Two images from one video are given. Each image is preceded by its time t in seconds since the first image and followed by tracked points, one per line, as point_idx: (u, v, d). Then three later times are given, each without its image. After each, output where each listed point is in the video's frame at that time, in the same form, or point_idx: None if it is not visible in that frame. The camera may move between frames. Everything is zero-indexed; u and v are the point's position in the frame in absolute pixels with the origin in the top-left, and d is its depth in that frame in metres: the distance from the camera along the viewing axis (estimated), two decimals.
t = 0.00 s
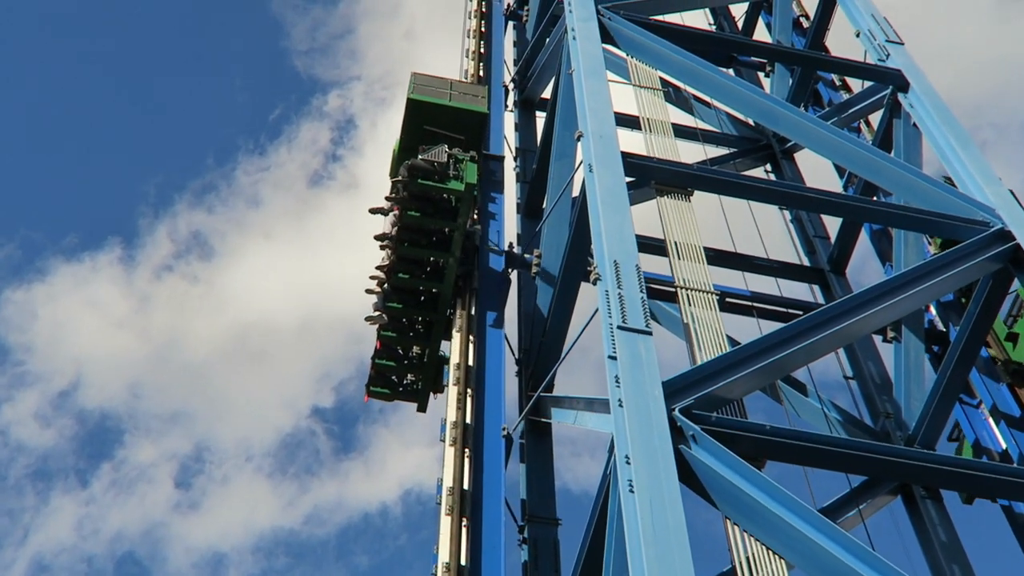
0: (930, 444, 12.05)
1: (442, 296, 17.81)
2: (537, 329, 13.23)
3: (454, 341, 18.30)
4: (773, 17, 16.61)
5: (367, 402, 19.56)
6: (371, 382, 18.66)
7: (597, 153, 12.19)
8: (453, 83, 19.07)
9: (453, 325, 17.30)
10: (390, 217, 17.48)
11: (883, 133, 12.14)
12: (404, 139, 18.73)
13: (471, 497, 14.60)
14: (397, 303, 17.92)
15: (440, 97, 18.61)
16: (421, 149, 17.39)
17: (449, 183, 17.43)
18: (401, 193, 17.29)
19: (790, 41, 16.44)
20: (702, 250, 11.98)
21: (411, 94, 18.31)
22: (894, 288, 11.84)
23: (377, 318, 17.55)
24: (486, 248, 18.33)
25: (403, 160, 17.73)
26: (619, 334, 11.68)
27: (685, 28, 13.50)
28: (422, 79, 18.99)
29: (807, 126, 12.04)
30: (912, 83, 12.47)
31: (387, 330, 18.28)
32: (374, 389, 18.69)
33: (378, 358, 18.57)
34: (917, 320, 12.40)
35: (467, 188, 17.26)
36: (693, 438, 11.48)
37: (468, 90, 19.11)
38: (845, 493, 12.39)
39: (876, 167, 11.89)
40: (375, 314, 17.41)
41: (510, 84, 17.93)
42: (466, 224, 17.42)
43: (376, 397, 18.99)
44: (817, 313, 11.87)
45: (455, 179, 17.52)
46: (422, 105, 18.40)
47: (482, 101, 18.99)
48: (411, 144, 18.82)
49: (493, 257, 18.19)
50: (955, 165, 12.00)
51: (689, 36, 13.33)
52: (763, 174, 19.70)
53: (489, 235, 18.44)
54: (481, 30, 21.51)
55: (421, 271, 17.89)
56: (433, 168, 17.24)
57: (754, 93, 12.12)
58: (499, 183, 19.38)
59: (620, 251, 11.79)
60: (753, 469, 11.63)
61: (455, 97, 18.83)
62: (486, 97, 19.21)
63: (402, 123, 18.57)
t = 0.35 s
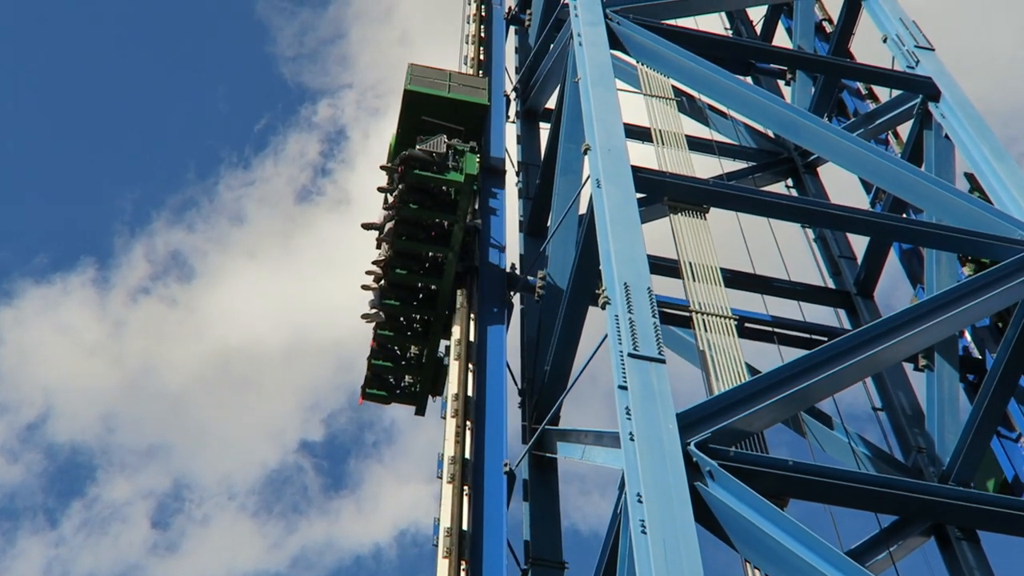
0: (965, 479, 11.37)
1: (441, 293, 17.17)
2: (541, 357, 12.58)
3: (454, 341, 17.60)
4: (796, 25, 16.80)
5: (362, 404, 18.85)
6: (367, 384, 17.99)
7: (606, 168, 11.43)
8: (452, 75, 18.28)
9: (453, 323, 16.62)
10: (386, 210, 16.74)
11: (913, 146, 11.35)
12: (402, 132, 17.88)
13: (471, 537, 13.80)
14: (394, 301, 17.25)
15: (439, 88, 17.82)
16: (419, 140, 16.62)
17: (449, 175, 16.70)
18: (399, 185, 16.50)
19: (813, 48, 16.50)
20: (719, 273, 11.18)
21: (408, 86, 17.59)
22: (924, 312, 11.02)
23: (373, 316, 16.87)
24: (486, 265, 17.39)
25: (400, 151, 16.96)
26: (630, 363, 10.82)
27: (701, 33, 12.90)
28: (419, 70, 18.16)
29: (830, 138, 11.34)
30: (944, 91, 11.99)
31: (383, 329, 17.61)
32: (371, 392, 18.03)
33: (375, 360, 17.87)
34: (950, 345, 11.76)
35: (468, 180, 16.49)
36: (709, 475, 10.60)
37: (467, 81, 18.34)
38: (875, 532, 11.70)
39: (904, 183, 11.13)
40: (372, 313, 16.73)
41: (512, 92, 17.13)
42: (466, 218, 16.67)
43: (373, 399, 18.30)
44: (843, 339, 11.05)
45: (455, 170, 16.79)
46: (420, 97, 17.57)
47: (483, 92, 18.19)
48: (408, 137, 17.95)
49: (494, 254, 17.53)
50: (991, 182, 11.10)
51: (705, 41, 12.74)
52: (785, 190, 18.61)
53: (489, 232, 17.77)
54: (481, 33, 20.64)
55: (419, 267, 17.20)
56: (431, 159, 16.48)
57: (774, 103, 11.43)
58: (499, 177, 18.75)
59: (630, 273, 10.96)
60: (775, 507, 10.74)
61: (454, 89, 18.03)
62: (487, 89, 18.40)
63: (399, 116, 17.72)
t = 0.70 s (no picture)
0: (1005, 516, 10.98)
1: (441, 285, 16.68)
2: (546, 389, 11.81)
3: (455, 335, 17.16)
4: (821, 29, 16.34)
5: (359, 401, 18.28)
6: (365, 379, 17.51)
7: (616, 181, 10.69)
8: (453, 62, 17.67)
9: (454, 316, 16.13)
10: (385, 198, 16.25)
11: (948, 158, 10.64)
12: (400, 121, 17.27)
13: None
14: (393, 293, 16.76)
15: (438, 77, 17.20)
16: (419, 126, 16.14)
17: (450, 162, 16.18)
18: (398, 173, 16.04)
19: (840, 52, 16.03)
20: (738, 291, 10.31)
21: (407, 73, 17.03)
22: (955, 340, 10.36)
23: (372, 308, 16.40)
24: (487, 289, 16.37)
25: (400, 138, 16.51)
26: (642, 391, 10.02)
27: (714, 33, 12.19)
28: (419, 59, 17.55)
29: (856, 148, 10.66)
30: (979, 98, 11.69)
31: (382, 322, 17.15)
32: (368, 388, 17.59)
33: (373, 355, 17.42)
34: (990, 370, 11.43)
35: (469, 167, 15.96)
36: (730, 512, 9.76)
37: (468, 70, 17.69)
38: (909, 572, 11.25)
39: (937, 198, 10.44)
40: (370, 305, 16.26)
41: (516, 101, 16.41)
42: (468, 206, 16.15)
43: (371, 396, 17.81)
44: (871, 366, 10.27)
45: (456, 157, 16.26)
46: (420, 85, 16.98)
47: (486, 81, 17.56)
48: (408, 125, 17.37)
49: (496, 246, 17.05)
50: None
51: (720, 44, 12.12)
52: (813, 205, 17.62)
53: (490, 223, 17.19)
54: (482, 37, 19.92)
55: (419, 258, 16.73)
56: (432, 145, 16.01)
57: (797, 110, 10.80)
58: (503, 171, 18.12)
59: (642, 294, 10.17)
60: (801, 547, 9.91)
61: (454, 77, 17.41)
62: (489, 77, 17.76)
63: (397, 105, 17.15)
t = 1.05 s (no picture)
0: None
1: (436, 279, 16.13)
2: (545, 426, 11.52)
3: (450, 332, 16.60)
4: (840, 37, 16.15)
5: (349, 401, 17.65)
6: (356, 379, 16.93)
7: (621, 202, 10.12)
8: (448, 53, 17.15)
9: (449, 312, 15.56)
10: (377, 189, 15.73)
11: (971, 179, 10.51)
12: (393, 112, 16.80)
13: None
14: (385, 289, 16.21)
15: (431, 67, 16.72)
16: (413, 115, 15.56)
17: (445, 152, 15.60)
18: (390, 163, 15.48)
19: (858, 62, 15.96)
20: (752, 318, 9.62)
21: (400, 62, 16.56)
22: (985, 373, 9.71)
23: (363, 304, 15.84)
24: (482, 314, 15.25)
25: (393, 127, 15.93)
26: (650, 427, 9.30)
27: (729, 47, 12.51)
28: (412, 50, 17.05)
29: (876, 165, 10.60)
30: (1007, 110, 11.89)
31: (373, 319, 16.57)
32: (360, 389, 17.01)
33: (365, 354, 16.87)
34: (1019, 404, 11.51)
35: (465, 156, 15.39)
36: (746, 557, 8.89)
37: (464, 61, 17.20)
38: None
39: (965, 217, 10.14)
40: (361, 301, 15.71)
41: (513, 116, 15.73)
42: (463, 196, 15.57)
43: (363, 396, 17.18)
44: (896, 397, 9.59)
45: (451, 146, 15.68)
46: (414, 76, 16.51)
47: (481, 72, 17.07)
48: (401, 115, 16.86)
49: (493, 241, 16.51)
50: None
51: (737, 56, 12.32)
52: (831, 227, 16.90)
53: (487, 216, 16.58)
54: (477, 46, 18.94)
55: (412, 251, 16.18)
56: (426, 134, 15.41)
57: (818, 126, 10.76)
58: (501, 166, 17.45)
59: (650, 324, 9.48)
60: None
61: (449, 67, 16.89)
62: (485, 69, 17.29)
63: (389, 97, 16.68)
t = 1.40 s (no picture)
0: None
1: (436, 282, 15.55)
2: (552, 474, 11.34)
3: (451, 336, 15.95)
4: (868, 52, 16.10)
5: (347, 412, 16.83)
6: (353, 388, 16.19)
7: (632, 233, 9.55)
8: (447, 49, 16.52)
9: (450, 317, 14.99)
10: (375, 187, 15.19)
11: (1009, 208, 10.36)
12: (390, 111, 16.13)
13: None
14: (383, 292, 15.59)
15: (430, 65, 16.07)
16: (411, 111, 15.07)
17: (445, 148, 15.13)
18: (388, 160, 14.97)
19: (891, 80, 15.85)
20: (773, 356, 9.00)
21: (398, 59, 15.87)
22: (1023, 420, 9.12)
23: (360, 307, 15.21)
24: (483, 355, 14.40)
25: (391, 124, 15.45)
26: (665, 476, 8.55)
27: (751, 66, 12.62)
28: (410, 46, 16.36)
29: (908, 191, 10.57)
30: None
31: (371, 325, 15.91)
32: (356, 398, 16.24)
33: (362, 362, 16.12)
34: None
35: (465, 151, 14.93)
36: None
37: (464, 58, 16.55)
38: None
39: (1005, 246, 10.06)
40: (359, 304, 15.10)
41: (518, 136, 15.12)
42: (463, 194, 15.05)
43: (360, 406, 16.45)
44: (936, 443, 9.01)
45: (450, 142, 15.20)
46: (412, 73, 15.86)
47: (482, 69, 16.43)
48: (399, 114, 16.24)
49: (496, 244, 16.00)
50: None
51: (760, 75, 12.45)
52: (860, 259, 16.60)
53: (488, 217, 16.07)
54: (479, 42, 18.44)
55: (411, 253, 15.61)
56: (425, 129, 14.91)
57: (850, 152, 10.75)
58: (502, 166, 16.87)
59: (667, 367, 8.82)
60: None
61: (448, 65, 16.26)
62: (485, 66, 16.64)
63: (385, 95, 16.02)
